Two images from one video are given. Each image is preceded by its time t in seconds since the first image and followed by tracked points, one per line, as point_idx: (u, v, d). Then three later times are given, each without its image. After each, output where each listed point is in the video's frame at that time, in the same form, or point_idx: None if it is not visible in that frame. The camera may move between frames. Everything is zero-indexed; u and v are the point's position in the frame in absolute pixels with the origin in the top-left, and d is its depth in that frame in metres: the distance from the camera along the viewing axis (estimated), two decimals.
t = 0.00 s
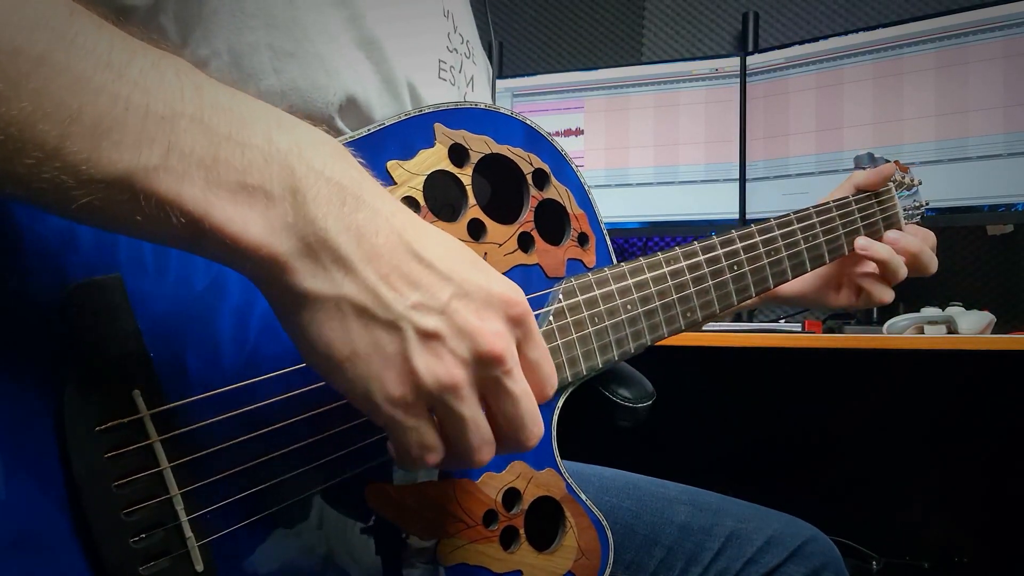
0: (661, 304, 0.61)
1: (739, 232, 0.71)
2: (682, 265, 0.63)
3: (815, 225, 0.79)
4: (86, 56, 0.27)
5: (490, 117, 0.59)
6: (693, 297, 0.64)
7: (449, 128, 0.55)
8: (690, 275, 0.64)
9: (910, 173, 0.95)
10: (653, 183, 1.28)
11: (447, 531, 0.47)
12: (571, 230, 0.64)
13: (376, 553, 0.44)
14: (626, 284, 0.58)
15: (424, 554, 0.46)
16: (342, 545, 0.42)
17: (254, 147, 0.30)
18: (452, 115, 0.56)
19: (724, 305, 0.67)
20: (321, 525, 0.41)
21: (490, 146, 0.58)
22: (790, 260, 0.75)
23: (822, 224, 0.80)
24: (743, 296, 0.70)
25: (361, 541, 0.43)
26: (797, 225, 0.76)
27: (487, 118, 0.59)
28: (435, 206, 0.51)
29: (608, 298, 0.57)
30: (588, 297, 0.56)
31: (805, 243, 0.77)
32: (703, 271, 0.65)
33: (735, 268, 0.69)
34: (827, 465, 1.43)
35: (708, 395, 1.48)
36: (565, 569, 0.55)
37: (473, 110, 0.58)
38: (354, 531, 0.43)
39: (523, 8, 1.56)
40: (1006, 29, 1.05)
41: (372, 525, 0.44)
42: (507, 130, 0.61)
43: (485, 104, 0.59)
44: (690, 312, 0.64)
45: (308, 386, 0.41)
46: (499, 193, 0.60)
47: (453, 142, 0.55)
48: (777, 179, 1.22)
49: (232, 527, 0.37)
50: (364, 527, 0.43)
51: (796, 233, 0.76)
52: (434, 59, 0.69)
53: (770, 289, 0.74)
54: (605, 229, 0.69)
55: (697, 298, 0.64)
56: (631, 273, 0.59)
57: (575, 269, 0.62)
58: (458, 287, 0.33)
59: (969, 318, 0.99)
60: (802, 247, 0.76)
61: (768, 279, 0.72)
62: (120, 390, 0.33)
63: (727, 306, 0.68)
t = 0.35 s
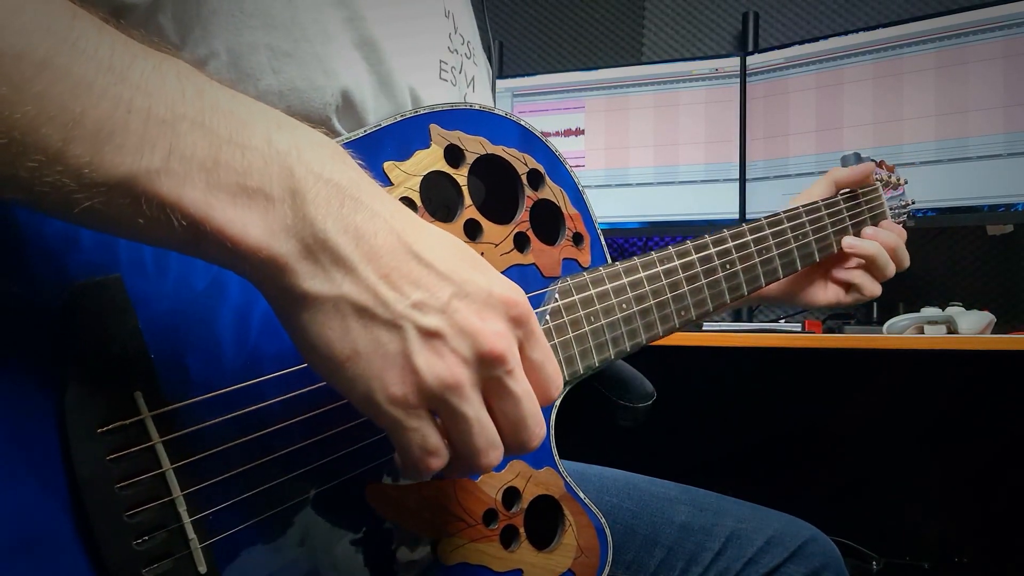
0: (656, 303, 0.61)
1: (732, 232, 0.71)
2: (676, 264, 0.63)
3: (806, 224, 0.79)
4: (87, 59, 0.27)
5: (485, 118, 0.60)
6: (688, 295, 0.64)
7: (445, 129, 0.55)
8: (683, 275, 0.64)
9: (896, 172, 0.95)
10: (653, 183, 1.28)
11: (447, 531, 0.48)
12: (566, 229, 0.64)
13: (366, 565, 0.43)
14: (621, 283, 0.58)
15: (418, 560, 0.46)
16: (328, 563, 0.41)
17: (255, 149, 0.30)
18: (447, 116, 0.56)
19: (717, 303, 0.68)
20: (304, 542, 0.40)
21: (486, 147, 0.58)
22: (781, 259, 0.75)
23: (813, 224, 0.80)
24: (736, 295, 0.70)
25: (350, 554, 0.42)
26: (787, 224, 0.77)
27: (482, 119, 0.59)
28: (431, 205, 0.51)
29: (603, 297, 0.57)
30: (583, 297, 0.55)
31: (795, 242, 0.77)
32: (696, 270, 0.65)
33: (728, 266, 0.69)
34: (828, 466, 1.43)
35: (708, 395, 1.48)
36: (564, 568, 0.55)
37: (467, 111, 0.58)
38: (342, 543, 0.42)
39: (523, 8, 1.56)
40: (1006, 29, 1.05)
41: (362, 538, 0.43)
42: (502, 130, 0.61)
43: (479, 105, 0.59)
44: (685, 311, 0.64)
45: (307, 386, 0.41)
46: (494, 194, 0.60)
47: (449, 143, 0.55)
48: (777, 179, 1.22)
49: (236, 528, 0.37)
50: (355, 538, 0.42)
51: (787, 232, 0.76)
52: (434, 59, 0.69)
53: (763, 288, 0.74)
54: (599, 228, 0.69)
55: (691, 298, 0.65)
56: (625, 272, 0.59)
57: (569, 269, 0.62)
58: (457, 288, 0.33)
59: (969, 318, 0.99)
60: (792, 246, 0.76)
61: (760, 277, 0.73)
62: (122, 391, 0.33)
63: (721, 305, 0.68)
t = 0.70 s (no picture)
0: (658, 303, 0.61)
1: (736, 232, 0.71)
2: (678, 264, 0.63)
3: (812, 226, 0.79)
4: (82, 65, 0.27)
5: (486, 118, 0.60)
6: (690, 295, 0.64)
7: (445, 129, 0.55)
8: (685, 275, 0.64)
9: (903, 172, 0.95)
10: (653, 183, 1.28)
11: (447, 532, 0.48)
12: (567, 229, 0.64)
13: (374, 560, 0.43)
14: (622, 284, 0.58)
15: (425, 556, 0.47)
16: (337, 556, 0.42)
17: (249, 155, 0.30)
18: (448, 116, 0.56)
19: (719, 303, 0.68)
20: (313, 537, 0.40)
21: (486, 147, 0.58)
22: (786, 259, 0.75)
23: (818, 224, 0.80)
24: (739, 296, 0.70)
25: (357, 549, 0.43)
26: (793, 225, 0.77)
27: (483, 119, 0.59)
28: (431, 205, 0.51)
29: (604, 298, 0.57)
30: (585, 297, 0.55)
31: (801, 244, 0.77)
32: (699, 271, 0.65)
33: (731, 267, 0.69)
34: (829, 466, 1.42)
35: (708, 395, 1.48)
36: (564, 569, 0.55)
37: (469, 112, 0.58)
38: (350, 539, 0.43)
39: (523, 8, 1.56)
40: (1006, 29, 1.04)
41: (368, 533, 0.43)
42: (503, 130, 0.61)
43: (481, 105, 0.59)
44: (686, 311, 0.64)
45: (304, 389, 0.41)
46: (495, 195, 0.60)
47: (449, 143, 0.55)
48: (777, 180, 1.22)
49: (231, 530, 0.37)
50: (362, 533, 0.43)
51: (792, 234, 0.76)
52: (433, 60, 0.69)
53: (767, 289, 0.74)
54: (601, 229, 0.69)
55: (693, 297, 0.64)
56: (627, 272, 0.59)
57: (571, 269, 0.62)
58: (454, 294, 0.33)
59: (969, 318, 0.98)
60: (798, 248, 0.77)
61: (765, 277, 0.73)
62: (118, 393, 0.33)
63: (723, 305, 0.68)
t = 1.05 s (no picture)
0: (652, 300, 0.61)
1: (725, 228, 0.71)
2: (671, 261, 0.63)
3: (799, 221, 0.79)
4: (78, 70, 0.27)
5: (479, 118, 0.60)
6: (682, 292, 0.64)
7: (439, 129, 0.55)
8: (678, 271, 0.64)
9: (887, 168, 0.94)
10: (653, 183, 1.28)
11: (447, 531, 0.48)
12: (561, 228, 0.64)
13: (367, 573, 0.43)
14: (616, 281, 0.58)
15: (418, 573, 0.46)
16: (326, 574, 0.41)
17: (245, 158, 0.30)
18: (441, 117, 0.56)
19: (712, 299, 0.68)
20: (301, 558, 0.40)
21: (479, 147, 0.58)
22: (775, 254, 0.75)
23: (806, 218, 0.80)
24: (730, 291, 0.70)
25: (349, 566, 0.42)
26: (781, 220, 0.77)
27: (475, 120, 0.59)
28: (426, 206, 0.52)
29: (599, 295, 0.57)
30: (579, 294, 0.55)
31: (788, 237, 0.77)
32: (691, 267, 0.65)
33: (722, 263, 0.69)
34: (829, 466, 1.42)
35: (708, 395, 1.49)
36: (564, 565, 0.56)
37: (461, 112, 0.58)
38: (342, 554, 0.42)
39: (523, 8, 1.56)
40: (1006, 29, 1.04)
41: (360, 548, 0.43)
42: (495, 130, 0.61)
43: (473, 105, 0.60)
44: (680, 308, 0.64)
45: (301, 391, 0.41)
46: (489, 195, 0.60)
47: (443, 143, 0.55)
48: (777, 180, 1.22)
49: (234, 533, 0.37)
50: (355, 548, 0.43)
51: (780, 229, 0.76)
52: (431, 60, 0.69)
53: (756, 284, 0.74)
54: (593, 227, 0.70)
55: (686, 294, 0.65)
56: (620, 269, 0.59)
57: (565, 267, 0.63)
58: (452, 292, 0.33)
59: (969, 318, 0.99)
60: (785, 241, 0.77)
61: (755, 272, 0.73)
62: (121, 396, 0.33)
63: (716, 301, 0.68)
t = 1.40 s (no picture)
0: (652, 299, 0.61)
1: (722, 225, 0.71)
2: (669, 260, 0.63)
3: (795, 217, 0.79)
4: (76, 71, 0.27)
5: (478, 117, 0.60)
6: (681, 291, 0.64)
7: (438, 129, 0.55)
8: (676, 270, 0.64)
9: (880, 165, 0.94)
10: (653, 183, 1.29)
11: (449, 530, 0.48)
12: (560, 227, 0.64)
13: None
14: (615, 280, 0.58)
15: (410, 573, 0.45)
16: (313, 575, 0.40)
17: (247, 160, 0.30)
18: (441, 116, 0.56)
19: (711, 297, 0.68)
20: (285, 558, 0.39)
21: (479, 146, 0.58)
22: (772, 252, 0.75)
23: (801, 215, 0.79)
24: (728, 289, 0.70)
25: (339, 566, 0.42)
26: (776, 218, 0.77)
27: (475, 118, 0.59)
28: (426, 205, 0.51)
29: (599, 294, 0.57)
30: (579, 293, 0.55)
31: (785, 234, 0.77)
32: (689, 266, 0.65)
33: (719, 261, 0.69)
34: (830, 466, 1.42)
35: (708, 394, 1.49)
36: (568, 563, 0.56)
37: (461, 111, 0.58)
38: (333, 554, 0.41)
39: (523, 8, 1.56)
40: (1006, 28, 1.04)
41: (355, 549, 0.42)
42: (495, 128, 0.61)
43: (472, 104, 0.60)
44: (678, 306, 0.64)
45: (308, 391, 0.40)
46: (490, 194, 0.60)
47: (443, 143, 0.55)
48: (778, 179, 1.22)
49: (239, 535, 0.37)
50: (347, 549, 0.42)
51: (776, 225, 0.76)
52: (430, 59, 0.69)
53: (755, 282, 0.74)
54: (593, 227, 0.70)
55: (684, 292, 0.64)
56: (620, 268, 0.59)
57: (565, 266, 0.62)
58: (457, 295, 0.33)
59: (969, 318, 0.98)
60: (783, 238, 0.76)
61: (752, 270, 0.73)
62: (127, 397, 0.33)
63: (714, 299, 0.68)
